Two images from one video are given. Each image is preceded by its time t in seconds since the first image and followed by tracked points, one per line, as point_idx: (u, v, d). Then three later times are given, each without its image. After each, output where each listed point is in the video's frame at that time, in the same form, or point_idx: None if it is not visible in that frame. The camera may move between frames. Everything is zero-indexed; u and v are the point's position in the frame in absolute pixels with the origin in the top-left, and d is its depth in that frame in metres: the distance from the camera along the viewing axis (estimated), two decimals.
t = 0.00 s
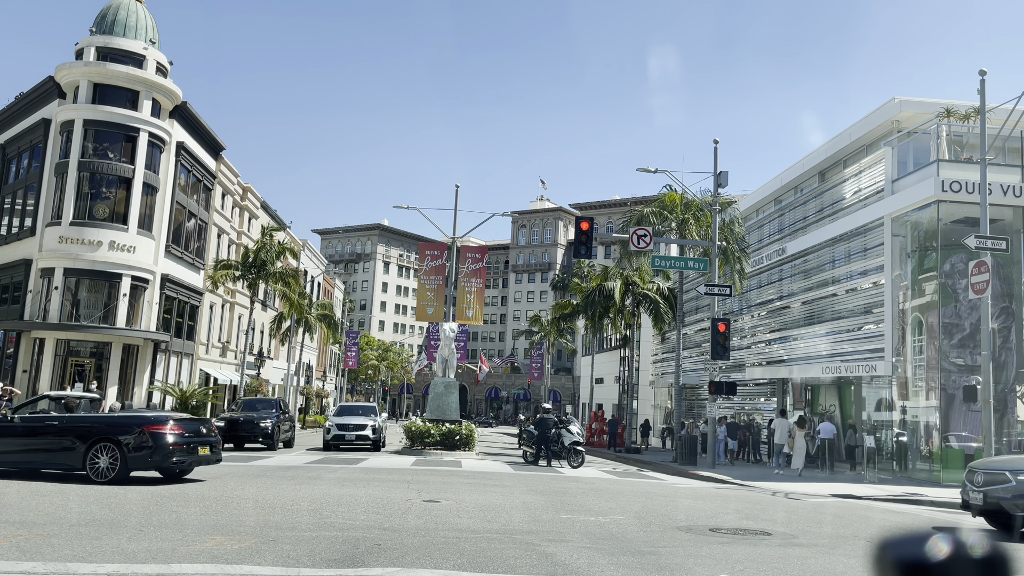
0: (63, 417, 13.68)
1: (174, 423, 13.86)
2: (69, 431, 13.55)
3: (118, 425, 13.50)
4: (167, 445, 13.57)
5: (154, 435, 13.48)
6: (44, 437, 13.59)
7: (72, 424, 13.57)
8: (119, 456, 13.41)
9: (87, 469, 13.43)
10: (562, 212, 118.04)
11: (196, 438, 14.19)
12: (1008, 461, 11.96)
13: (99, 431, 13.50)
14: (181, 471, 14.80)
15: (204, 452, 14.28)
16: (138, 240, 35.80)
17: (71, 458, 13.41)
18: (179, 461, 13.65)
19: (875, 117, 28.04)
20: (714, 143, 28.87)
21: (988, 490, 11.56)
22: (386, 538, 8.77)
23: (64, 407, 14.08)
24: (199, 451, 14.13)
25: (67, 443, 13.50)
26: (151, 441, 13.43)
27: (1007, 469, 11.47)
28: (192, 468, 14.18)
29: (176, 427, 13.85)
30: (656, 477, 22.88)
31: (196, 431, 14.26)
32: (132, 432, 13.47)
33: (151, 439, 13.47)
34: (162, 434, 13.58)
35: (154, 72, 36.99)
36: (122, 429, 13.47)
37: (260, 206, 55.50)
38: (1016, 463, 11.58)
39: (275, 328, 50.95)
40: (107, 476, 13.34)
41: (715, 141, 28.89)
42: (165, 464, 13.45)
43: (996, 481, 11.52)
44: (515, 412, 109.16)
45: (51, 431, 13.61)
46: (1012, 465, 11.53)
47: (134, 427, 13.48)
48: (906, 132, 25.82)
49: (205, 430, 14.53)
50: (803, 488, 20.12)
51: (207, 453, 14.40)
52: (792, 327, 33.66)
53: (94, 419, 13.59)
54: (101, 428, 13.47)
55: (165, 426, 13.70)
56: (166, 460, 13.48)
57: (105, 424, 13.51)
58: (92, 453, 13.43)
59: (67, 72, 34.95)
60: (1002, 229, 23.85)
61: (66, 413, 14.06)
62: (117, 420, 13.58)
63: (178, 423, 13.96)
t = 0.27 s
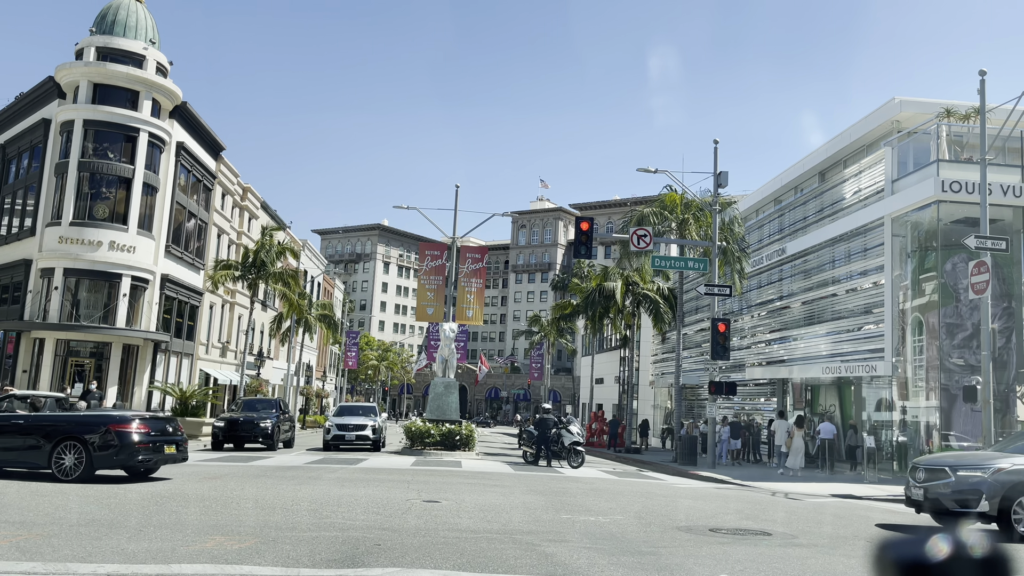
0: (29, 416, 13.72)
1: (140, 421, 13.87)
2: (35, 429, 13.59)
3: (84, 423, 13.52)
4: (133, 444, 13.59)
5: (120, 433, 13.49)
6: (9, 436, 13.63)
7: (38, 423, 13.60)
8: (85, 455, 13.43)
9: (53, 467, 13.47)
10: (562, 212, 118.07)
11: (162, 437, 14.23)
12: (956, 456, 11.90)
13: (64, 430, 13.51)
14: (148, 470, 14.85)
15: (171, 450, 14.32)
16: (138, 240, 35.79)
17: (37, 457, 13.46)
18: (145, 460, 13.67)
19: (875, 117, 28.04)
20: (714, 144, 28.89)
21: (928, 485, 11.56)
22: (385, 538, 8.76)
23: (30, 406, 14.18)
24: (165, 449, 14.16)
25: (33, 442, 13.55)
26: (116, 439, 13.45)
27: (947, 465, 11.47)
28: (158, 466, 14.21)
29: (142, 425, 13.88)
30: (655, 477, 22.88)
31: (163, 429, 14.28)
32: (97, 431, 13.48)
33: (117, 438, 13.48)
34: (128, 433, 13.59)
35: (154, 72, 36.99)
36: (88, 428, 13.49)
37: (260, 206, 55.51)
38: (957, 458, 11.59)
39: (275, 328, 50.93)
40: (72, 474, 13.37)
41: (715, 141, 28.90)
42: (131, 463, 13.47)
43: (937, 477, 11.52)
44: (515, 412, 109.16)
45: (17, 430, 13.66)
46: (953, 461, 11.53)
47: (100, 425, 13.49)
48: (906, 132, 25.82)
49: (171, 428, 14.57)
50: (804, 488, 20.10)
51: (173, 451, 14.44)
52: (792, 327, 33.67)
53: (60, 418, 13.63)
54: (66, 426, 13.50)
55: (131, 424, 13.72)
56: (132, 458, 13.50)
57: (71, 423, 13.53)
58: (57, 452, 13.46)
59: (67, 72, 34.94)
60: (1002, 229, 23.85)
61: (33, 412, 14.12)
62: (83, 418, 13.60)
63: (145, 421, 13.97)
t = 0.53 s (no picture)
0: None
1: (108, 420, 13.90)
2: (2, 428, 13.62)
3: (52, 422, 13.55)
4: (100, 442, 13.62)
5: (87, 432, 13.54)
6: None
7: (4, 423, 13.63)
8: (52, 454, 13.46)
9: (19, 465, 13.47)
10: (562, 212, 118.01)
11: (130, 436, 14.25)
12: (895, 452, 11.94)
13: (31, 429, 13.54)
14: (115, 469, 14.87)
15: (139, 449, 14.35)
16: (138, 240, 35.78)
17: (3, 456, 13.49)
18: (112, 458, 13.71)
19: (875, 117, 28.04)
20: (714, 143, 28.85)
21: (865, 483, 11.60)
22: (385, 538, 8.76)
23: None
24: (133, 448, 14.21)
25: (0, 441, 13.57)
26: (83, 438, 13.49)
27: (884, 462, 11.50)
28: (126, 464, 14.25)
29: (110, 424, 13.91)
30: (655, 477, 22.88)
31: (131, 428, 14.32)
32: (65, 430, 13.52)
33: (85, 436, 13.53)
34: (95, 431, 13.63)
35: (154, 72, 36.97)
36: (56, 426, 13.52)
37: (259, 206, 55.51)
38: (894, 455, 11.61)
39: (274, 328, 50.91)
40: (39, 473, 13.40)
41: (715, 140, 28.86)
42: (99, 461, 13.52)
43: (875, 474, 11.55)
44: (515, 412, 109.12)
45: None
46: (890, 458, 11.57)
47: (67, 424, 13.53)
48: (906, 132, 25.83)
49: (139, 427, 14.61)
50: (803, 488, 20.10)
51: (142, 450, 14.48)
52: (792, 327, 33.65)
53: (26, 417, 13.66)
54: (34, 425, 13.53)
55: (99, 422, 13.76)
56: (99, 457, 13.54)
57: (38, 421, 13.56)
58: (25, 450, 13.47)
59: (67, 72, 34.93)
60: (1002, 229, 23.84)
61: None
62: (50, 417, 13.63)
63: (113, 420, 14.01)
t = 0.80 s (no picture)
0: None
1: (76, 419, 13.98)
2: None
3: (19, 421, 13.57)
4: (68, 441, 13.69)
5: (55, 431, 13.60)
6: None
7: None
8: (19, 452, 13.49)
9: None
10: (562, 212, 118.03)
11: (97, 435, 14.34)
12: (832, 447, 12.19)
13: None
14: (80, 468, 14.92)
15: (106, 447, 14.46)
16: (138, 240, 35.78)
17: None
18: (79, 457, 13.80)
19: (875, 117, 28.06)
20: (713, 143, 28.87)
21: (800, 479, 11.92)
22: (385, 538, 8.76)
23: None
24: (101, 446, 14.30)
25: None
26: (51, 437, 13.54)
27: (817, 459, 11.79)
28: (93, 464, 14.33)
29: (78, 423, 13.98)
30: (655, 477, 22.89)
31: (99, 427, 14.40)
32: (32, 428, 13.55)
33: (52, 435, 13.58)
34: (63, 430, 13.70)
35: (154, 72, 36.98)
36: (22, 425, 13.54)
37: (259, 206, 55.51)
38: (828, 451, 11.89)
39: (274, 328, 50.92)
40: (6, 471, 13.41)
41: (714, 140, 28.88)
42: (66, 460, 13.60)
43: (809, 469, 11.85)
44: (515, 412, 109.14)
45: None
46: (824, 454, 11.85)
47: (34, 422, 13.57)
48: (906, 132, 25.84)
49: (106, 426, 14.70)
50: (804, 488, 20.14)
51: (109, 449, 14.57)
52: (792, 327, 33.66)
53: None
54: None
55: (67, 421, 13.83)
56: (67, 456, 13.61)
57: (5, 420, 13.56)
58: None
59: (67, 72, 34.93)
60: (1002, 229, 23.85)
61: None
62: (17, 415, 13.64)
63: (81, 418, 14.08)
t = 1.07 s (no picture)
0: None
1: (43, 418, 14.36)
2: None
3: None
4: (35, 439, 14.07)
5: (22, 429, 13.98)
6: None
7: None
8: None
9: None
10: (562, 212, 118.01)
11: (66, 433, 14.71)
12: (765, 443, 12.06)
13: None
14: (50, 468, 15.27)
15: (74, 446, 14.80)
16: (138, 240, 35.79)
17: None
18: (47, 455, 14.15)
19: (875, 117, 28.06)
20: (713, 143, 28.87)
21: (730, 475, 11.77)
22: (386, 538, 8.77)
23: None
24: (69, 445, 14.65)
25: None
26: (18, 435, 13.93)
27: (747, 454, 11.67)
28: (61, 463, 14.67)
29: (45, 422, 14.35)
30: (655, 477, 22.89)
31: (68, 426, 14.77)
32: None
33: (20, 433, 13.96)
34: (30, 429, 14.08)
35: (154, 72, 36.97)
36: None
37: (259, 206, 55.51)
38: (759, 447, 11.80)
39: (275, 328, 50.91)
40: None
41: (715, 141, 28.88)
42: (34, 458, 13.96)
43: (740, 465, 11.70)
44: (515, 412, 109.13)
45: None
46: (755, 450, 11.72)
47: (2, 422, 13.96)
48: (906, 132, 25.84)
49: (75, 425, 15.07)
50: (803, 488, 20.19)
51: (77, 448, 14.94)
52: (792, 327, 33.66)
53: None
54: None
55: (34, 420, 14.22)
56: (34, 454, 13.97)
57: None
58: None
59: (67, 72, 34.92)
60: (1002, 229, 23.85)
61: None
62: None
63: (49, 418, 14.47)
